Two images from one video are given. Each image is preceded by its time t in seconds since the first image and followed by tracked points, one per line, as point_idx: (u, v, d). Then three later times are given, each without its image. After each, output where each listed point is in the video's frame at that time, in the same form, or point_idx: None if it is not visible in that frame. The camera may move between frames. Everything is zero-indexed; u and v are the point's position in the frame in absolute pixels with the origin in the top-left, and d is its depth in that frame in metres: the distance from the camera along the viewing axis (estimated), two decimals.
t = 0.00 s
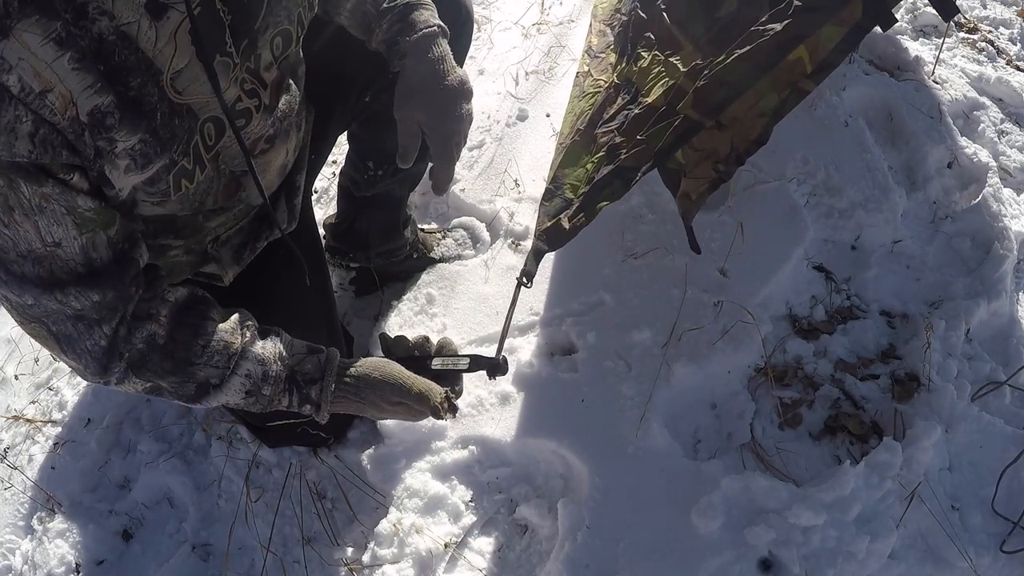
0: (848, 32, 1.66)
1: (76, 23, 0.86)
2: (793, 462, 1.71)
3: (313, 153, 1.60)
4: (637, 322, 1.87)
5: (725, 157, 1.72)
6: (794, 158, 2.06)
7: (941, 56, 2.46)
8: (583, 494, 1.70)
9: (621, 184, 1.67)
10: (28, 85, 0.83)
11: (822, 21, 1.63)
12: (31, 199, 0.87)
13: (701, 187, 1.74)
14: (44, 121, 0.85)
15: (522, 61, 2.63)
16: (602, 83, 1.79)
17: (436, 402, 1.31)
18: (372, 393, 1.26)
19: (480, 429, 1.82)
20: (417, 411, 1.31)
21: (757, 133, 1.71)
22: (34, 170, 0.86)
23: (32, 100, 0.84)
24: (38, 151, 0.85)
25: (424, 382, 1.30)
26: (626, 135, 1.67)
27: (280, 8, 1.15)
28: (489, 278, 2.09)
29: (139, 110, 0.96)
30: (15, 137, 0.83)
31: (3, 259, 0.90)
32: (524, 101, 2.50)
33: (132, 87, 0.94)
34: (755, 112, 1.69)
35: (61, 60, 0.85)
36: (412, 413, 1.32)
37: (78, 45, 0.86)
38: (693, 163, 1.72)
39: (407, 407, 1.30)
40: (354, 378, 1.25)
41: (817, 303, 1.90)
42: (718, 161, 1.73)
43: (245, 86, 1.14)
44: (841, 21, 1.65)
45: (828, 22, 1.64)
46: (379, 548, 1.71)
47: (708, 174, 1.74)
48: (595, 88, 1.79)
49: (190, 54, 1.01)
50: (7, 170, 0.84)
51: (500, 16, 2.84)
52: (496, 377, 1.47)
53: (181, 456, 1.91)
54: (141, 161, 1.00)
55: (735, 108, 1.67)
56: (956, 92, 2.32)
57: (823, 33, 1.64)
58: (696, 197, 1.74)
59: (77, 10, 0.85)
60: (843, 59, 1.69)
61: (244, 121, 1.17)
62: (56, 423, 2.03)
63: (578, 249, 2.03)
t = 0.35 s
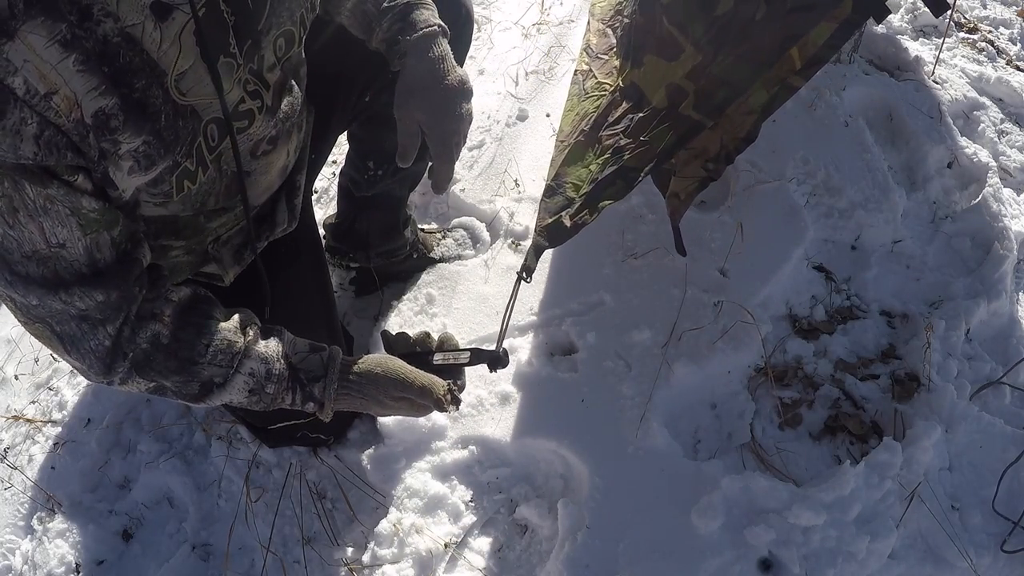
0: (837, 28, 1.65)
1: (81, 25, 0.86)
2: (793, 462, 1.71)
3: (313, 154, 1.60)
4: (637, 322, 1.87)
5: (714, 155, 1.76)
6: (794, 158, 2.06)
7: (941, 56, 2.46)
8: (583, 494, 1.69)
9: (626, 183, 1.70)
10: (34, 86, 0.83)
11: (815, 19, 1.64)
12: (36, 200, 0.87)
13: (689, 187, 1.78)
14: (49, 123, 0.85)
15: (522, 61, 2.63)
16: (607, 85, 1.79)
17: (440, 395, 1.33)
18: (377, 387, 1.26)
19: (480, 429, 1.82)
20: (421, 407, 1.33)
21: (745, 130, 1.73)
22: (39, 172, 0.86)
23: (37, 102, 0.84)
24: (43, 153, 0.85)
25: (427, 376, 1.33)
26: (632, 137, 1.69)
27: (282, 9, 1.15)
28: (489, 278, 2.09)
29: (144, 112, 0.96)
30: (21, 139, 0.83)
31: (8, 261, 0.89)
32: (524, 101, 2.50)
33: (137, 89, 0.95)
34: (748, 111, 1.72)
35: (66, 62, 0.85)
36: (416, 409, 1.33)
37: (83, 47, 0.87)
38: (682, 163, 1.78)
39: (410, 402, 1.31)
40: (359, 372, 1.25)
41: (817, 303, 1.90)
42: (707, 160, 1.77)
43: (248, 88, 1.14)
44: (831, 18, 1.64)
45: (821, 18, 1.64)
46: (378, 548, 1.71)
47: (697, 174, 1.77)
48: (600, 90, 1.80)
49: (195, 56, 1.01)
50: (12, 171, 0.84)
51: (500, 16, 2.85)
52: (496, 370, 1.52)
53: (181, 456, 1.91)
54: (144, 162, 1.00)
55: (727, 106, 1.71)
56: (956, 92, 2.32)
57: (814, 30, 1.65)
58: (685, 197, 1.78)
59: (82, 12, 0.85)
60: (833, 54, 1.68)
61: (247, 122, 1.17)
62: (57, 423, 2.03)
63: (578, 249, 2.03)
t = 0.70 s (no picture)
0: (836, 29, 1.62)
1: (82, 23, 0.86)
2: (793, 462, 1.71)
3: (314, 154, 1.59)
4: (637, 322, 1.87)
5: (715, 155, 1.70)
6: (794, 158, 2.06)
7: (941, 56, 2.46)
8: (583, 494, 1.69)
9: (626, 179, 1.68)
10: (34, 84, 0.83)
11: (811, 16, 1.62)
12: (36, 199, 0.87)
13: (690, 188, 1.73)
14: (49, 120, 0.85)
15: (522, 61, 2.63)
16: (609, 85, 1.82)
17: (440, 383, 1.32)
18: (376, 380, 1.27)
19: (480, 429, 1.82)
20: (424, 394, 1.32)
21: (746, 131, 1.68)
22: (40, 170, 0.86)
23: (38, 100, 0.84)
24: (43, 151, 0.85)
25: (426, 365, 1.33)
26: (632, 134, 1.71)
27: (283, 8, 1.15)
28: (489, 278, 2.09)
29: (144, 110, 0.96)
30: (21, 137, 0.83)
31: (9, 259, 0.90)
32: (524, 100, 2.50)
33: (138, 87, 0.95)
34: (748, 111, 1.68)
35: (67, 60, 0.85)
36: (420, 397, 1.32)
37: (84, 45, 0.87)
38: (683, 162, 1.72)
39: (412, 391, 1.31)
40: (358, 366, 1.25)
41: (817, 303, 1.90)
42: (707, 161, 1.71)
43: (248, 87, 1.14)
44: (827, 17, 1.61)
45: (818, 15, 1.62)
46: (378, 548, 1.71)
47: (698, 174, 1.72)
48: (602, 89, 1.83)
49: (196, 54, 1.01)
50: (12, 169, 0.84)
51: (500, 16, 2.85)
52: (495, 354, 1.52)
53: (181, 456, 1.91)
54: (144, 160, 1.00)
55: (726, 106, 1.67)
56: (956, 92, 2.32)
57: (811, 29, 1.62)
58: (686, 198, 1.72)
59: (83, 10, 0.85)
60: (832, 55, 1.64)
61: (248, 121, 1.17)
62: (56, 423, 2.03)
63: (578, 250, 2.04)
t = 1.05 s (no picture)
0: (836, 28, 1.59)
1: (83, 23, 0.86)
2: (793, 462, 1.71)
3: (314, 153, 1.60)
4: (637, 322, 1.87)
5: (711, 151, 1.74)
6: (794, 158, 2.06)
7: (941, 56, 2.46)
8: (583, 494, 1.69)
9: (617, 173, 1.70)
10: (37, 84, 0.83)
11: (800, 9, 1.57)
12: (38, 199, 0.87)
13: (685, 183, 1.77)
14: (51, 121, 0.85)
15: (522, 61, 2.63)
16: (605, 82, 1.82)
17: (432, 357, 1.30)
18: (370, 367, 1.27)
19: (480, 429, 1.81)
20: (424, 368, 1.29)
21: (742, 128, 1.69)
22: (41, 171, 0.86)
23: (40, 100, 0.84)
24: (46, 152, 0.85)
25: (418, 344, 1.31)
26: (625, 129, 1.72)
27: (282, 7, 1.15)
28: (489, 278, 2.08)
29: (145, 111, 0.96)
30: (24, 137, 0.82)
31: (10, 260, 0.89)
32: (524, 101, 2.50)
33: (140, 87, 0.95)
34: (746, 108, 1.68)
35: (69, 60, 0.85)
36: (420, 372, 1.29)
37: (86, 46, 0.87)
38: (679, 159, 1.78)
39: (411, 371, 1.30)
40: (351, 353, 1.26)
41: (817, 303, 1.90)
42: (704, 157, 1.75)
43: (248, 86, 1.14)
44: (826, 15, 1.58)
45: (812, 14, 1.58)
46: (378, 548, 1.71)
47: (693, 170, 1.76)
48: (598, 86, 1.83)
49: (197, 53, 1.01)
50: (14, 170, 0.84)
51: (500, 16, 2.84)
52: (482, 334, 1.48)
53: (181, 456, 1.91)
54: (145, 161, 1.00)
55: (719, 98, 1.67)
56: (956, 92, 2.32)
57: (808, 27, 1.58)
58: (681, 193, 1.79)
59: (84, 10, 0.86)
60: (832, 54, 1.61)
61: (247, 121, 1.17)
62: (56, 423, 2.03)
63: (578, 250, 2.04)
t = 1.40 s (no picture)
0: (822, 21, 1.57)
1: (85, 23, 0.86)
2: (793, 462, 1.71)
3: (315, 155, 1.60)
4: (637, 323, 1.87)
5: (697, 144, 1.76)
6: (794, 158, 2.06)
7: (941, 56, 2.46)
8: (583, 494, 1.69)
9: (611, 165, 1.71)
10: (37, 84, 0.83)
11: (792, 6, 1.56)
12: (33, 204, 0.87)
13: (671, 177, 1.80)
14: (49, 122, 0.85)
15: (522, 61, 2.63)
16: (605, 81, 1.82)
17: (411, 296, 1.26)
18: (358, 325, 1.26)
19: (480, 429, 1.80)
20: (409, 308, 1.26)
21: (727, 121, 1.72)
22: (39, 174, 0.87)
23: (40, 100, 0.84)
24: (43, 155, 0.85)
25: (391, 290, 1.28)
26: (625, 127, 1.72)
27: (285, 5, 1.15)
28: (489, 278, 2.08)
29: (148, 112, 0.96)
30: (22, 139, 0.83)
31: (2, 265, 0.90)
32: (524, 101, 2.50)
33: (142, 88, 0.95)
34: (732, 100, 1.69)
35: (69, 60, 0.85)
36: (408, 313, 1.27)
37: (87, 46, 0.87)
38: (666, 152, 1.79)
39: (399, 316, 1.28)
40: (336, 314, 1.25)
41: (817, 303, 1.90)
42: (690, 149, 1.77)
43: (250, 85, 1.14)
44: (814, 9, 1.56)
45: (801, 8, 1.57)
46: (378, 548, 1.71)
47: (678, 163, 1.79)
48: (599, 84, 1.83)
49: (202, 52, 1.01)
50: (12, 174, 0.84)
51: (500, 16, 2.84)
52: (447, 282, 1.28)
53: (181, 456, 1.91)
54: (146, 163, 1.00)
55: (711, 95, 1.68)
56: (956, 92, 2.32)
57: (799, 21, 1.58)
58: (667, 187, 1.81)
59: (86, 10, 0.86)
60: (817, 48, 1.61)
61: (248, 120, 1.17)
62: (56, 423, 2.03)
63: (579, 250, 2.04)
